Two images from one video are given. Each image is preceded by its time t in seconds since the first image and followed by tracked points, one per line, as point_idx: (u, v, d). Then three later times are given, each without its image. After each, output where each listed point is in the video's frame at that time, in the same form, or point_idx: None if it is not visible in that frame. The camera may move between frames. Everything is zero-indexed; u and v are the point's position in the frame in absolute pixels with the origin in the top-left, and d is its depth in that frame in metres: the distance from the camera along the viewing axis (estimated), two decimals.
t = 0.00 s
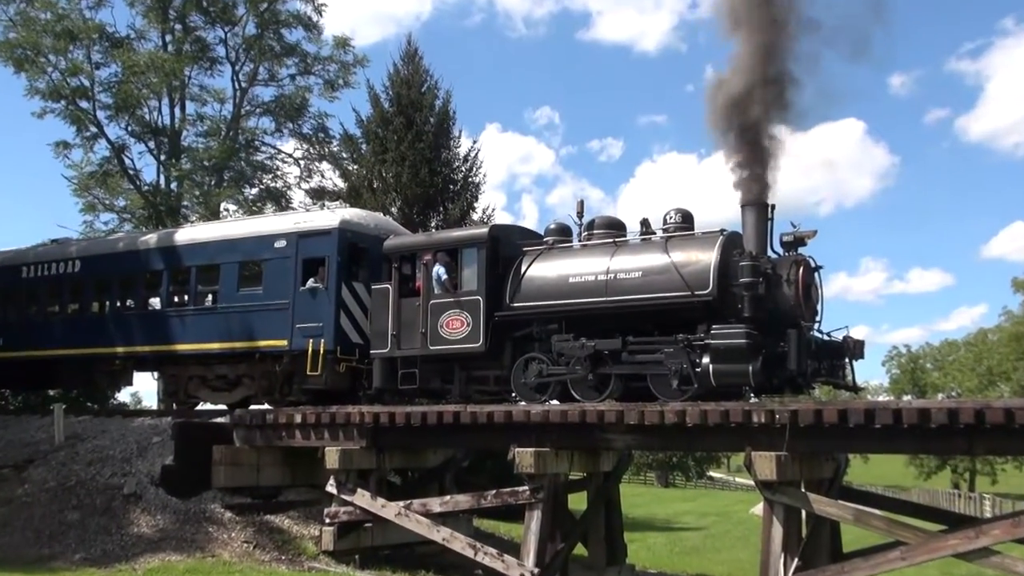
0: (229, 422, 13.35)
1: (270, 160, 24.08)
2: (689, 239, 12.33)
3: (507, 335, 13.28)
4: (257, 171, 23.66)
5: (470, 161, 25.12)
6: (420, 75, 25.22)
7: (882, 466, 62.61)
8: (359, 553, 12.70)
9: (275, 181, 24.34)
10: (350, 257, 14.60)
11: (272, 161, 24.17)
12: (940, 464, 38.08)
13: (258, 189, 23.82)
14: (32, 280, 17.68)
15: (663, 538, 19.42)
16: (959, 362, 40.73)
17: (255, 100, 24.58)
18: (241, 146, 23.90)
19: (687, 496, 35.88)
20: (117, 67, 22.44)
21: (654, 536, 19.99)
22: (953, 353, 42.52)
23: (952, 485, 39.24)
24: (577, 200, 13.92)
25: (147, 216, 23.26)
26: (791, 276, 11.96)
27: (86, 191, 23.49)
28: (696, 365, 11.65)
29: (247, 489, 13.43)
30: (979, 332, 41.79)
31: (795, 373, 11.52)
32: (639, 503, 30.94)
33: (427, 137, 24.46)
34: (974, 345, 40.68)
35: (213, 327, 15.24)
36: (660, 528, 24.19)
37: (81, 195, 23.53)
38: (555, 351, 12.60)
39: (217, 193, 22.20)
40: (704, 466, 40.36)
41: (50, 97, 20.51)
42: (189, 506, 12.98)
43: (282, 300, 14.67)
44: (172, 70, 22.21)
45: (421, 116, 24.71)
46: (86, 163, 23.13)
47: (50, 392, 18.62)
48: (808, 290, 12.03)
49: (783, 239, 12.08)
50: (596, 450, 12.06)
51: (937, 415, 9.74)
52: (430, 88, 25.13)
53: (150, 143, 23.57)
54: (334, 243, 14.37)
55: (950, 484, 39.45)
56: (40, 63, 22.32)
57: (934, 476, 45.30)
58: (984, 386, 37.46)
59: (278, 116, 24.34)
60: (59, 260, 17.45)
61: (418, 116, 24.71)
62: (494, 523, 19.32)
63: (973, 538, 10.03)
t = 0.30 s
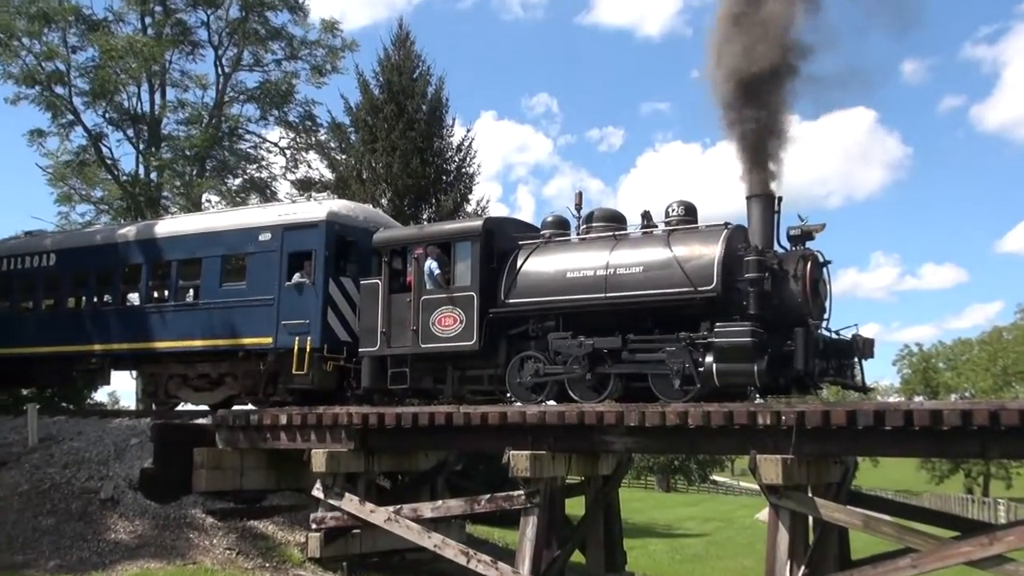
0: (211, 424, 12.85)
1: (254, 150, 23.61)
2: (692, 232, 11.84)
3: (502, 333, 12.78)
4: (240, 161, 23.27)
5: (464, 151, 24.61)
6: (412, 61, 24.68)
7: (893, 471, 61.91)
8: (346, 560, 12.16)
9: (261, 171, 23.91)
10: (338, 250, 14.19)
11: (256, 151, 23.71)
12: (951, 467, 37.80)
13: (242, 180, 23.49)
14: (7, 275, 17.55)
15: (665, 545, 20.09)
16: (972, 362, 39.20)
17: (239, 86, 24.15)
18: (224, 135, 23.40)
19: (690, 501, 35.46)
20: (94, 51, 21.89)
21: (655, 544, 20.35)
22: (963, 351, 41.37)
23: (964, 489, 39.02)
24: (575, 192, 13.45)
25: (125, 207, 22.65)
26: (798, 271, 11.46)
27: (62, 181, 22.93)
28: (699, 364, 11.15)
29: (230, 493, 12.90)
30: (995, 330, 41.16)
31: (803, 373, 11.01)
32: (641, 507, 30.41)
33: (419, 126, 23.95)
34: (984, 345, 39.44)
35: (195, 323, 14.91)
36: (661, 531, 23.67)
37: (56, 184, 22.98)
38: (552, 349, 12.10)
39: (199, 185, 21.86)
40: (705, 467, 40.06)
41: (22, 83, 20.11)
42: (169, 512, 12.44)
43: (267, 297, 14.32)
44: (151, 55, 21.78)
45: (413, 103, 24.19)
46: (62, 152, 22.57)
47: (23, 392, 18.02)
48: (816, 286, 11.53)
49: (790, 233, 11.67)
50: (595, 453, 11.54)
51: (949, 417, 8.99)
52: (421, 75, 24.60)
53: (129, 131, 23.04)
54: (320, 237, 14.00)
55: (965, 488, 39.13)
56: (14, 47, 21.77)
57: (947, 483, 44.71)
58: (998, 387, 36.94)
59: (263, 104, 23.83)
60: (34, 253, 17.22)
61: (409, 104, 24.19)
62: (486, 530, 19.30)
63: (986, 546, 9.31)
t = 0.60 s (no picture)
0: (195, 426, 12.32)
1: (239, 140, 23.20)
2: (696, 225, 11.38)
3: (499, 330, 12.31)
4: (225, 152, 22.76)
5: (458, 140, 24.14)
6: (403, 46, 24.16)
7: (904, 472, 61.44)
8: (337, 568, 11.68)
9: (246, 163, 23.50)
10: (328, 245, 13.81)
11: (241, 141, 23.28)
12: (967, 469, 37.85)
13: (226, 171, 23.05)
14: None
15: (670, 551, 19.90)
16: (989, 359, 38.32)
17: (222, 74, 23.65)
18: (207, 124, 22.94)
19: (696, 504, 35.11)
20: (71, 38, 21.35)
21: (659, 550, 20.06)
22: (981, 348, 40.79)
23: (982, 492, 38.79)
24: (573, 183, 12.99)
25: (104, 201, 22.09)
26: (807, 265, 10.99)
27: (38, 173, 22.43)
28: (704, 363, 10.68)
29: (215, 499, 12.46)
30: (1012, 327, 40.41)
31: (812, 372, 10.53)
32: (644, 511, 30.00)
33: (411, 115, 23.46)
34: (1001, 342, 38.14)
35: (177, 322, 14.50)
36: (666, 536, 23.23)
37: (32, 177, 22.48)
38: (551, 348, 11.63)
39: (182, 176, 21.29)
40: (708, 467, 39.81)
41: None
42: (152, 518, 12.02)
43: (253, 294, 13.90)
44: (130, 42, 21.16)
45: (405, 91, 23.68)
46: (37, 143, 22.03)
47: None
48: (825, 280, 11.06)
49: (798, 226, 11.37)
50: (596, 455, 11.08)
51: (963, 416, 8.07)
52: (413, 61, 24.09)
53: (109, 121, 22.66)
54: (309, 231, 13.57)
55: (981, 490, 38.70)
56: None
57: (962, 485, 44.28)
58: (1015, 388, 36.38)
59: (248, 92, 23.34)
60: (12, 248, 16.93)
61: (401, 91, 23.67)
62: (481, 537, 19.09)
63: (1002, 549, 8.23)
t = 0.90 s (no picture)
0: (185, 426, 12.05)
1: (230, 133, 22.92)
2: (698, 220, 11.12)
3: (497, 327, 12.05)
4: (215, 145, 22.61)
5: (454, 133, 23.84)
6: (398, 37, 23.87)
7: (907, 471, 61.17)
8: (331, 571, 11.41)
9: (237, 156, 23.24)
10: (321, 240, 13.55)
11: (232, 134, 23.00)
12: (977, 469, 37.61)
13: (217, 165, 22.76)
14: None
15: (672, 553, 19.66)
16: (997, 357, 37.88)
17: (212, 65, 23.35)
18: (197, 117, 22.64)
19: (699, 504, 34.87)
20: (57, 29, 21.03)
21: (662, 552, 19.81)
22: (991, 346, 40.27)
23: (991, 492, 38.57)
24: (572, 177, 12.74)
25: (91, 196, 21.76)
26: (812, 261, 10.73)
27: (24, 168, 22.10)
28: (707, 361, 10.42)
29: (207, 501, 12.20)
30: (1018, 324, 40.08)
31: (818, 370, 10.27)
32: (646, 512, 29.72)
33: (406, 107, 23.17)
34: (1011, 339, 37.62)
35: (167, 320, 14.23)
36: (667, 537, 22.98)
37: (18, 171, 22.16)
38: (550, 345, 11.38)
39: (171, 170, 20.99)
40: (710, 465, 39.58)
41: None
42: (142, 521, 11.77)
43: (245, 291, 13.62)
44: (118, 32, 20.91)
45: (400, 82, 23.38)
46: (23, 136, 21.71)
47: None
48: (831, 276, 10.79)
49: (803, 220, 11.14)
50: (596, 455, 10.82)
51: (972, 415, 7.77)
52: (408, 52, 23.79)
53: (95, 114, 22.40)
54: (302, 226, 13.30)
55: (990, 490, 38.38)
56: None
57: (971, 485, 43.93)
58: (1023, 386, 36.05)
59: (239, 84, 23.03)
60: None
61: (396, 83, 23.37)
62: (480, 539, 18.82)
63: (1011, 551, 7.79)
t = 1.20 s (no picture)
0: (183, 422, 12.05)
1: (228, 129, 22.92)
2: (697, 217, 11.12)
3: (496, 324, 12.06)
4: (213, 140, 22.54)
5: (453, 130, 23.84)
6: (397, 33, 23.86)
7: (906, 470, 61.20)
8: (329, 567, 11.41)
9: (235, 152, 23.24)
10: (319, 237, 13.55)
11: (231, 130, 23.00)
12: (975, 466, 37.59)
13: (215, 161, 22.77)
14: None
15: (670, 550, 19.67)
16: (995, 354, 37.87)
17: (211, 61, 23.34)
18: (196, 113, 22.62)
19: (697, 501, 34.88)
20: (55, 24, 21.01)
21: (660, 549, 19.83)
22: (988, 344, 40.31)
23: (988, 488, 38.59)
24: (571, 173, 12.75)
25: (89, 191, 21.77)
26: (811, 258, 10.73)
27: (23, 163, 22.08)
28: (705, 358, 10.42)
29: (205, 496, 12.20)
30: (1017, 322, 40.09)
31: (816, 367, 10.27)
32: (644, 510, 29.73)
33: (405, 103, 23.17)
34: (1009, 336, 37.64)
35: (165, 315, 14.23)
36: (665, 534, 23.00)
37: (17, 167, 22.14)
38: (548, 342, 11.37)
39: (170, 166, 21.01)
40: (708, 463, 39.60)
41: None
42: (140, 516, 11.77)
43: (244, 286, 13.63)
44: (117, 28, 20.92)
45: (399, 79, 23.38)
46: (22, 132, 21.70)
47: None
48: (829, 273, 10.79)
49: (802, 218, 11.14)
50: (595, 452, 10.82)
51: (969, 412, 7.77)
52: (407, 48, 23.78)
53: (94, 109, 22.38)
54: (300, 222, 13.30)
55: (988, 487, 38.39)
56: None
57: (969, 482, 43.99)
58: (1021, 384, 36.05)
59: (238, 79, 23.03)
60: None
61: (395, 79, 23.37)
62: (479, 535, 18.83)
63: (1009, 548, 7.79)
